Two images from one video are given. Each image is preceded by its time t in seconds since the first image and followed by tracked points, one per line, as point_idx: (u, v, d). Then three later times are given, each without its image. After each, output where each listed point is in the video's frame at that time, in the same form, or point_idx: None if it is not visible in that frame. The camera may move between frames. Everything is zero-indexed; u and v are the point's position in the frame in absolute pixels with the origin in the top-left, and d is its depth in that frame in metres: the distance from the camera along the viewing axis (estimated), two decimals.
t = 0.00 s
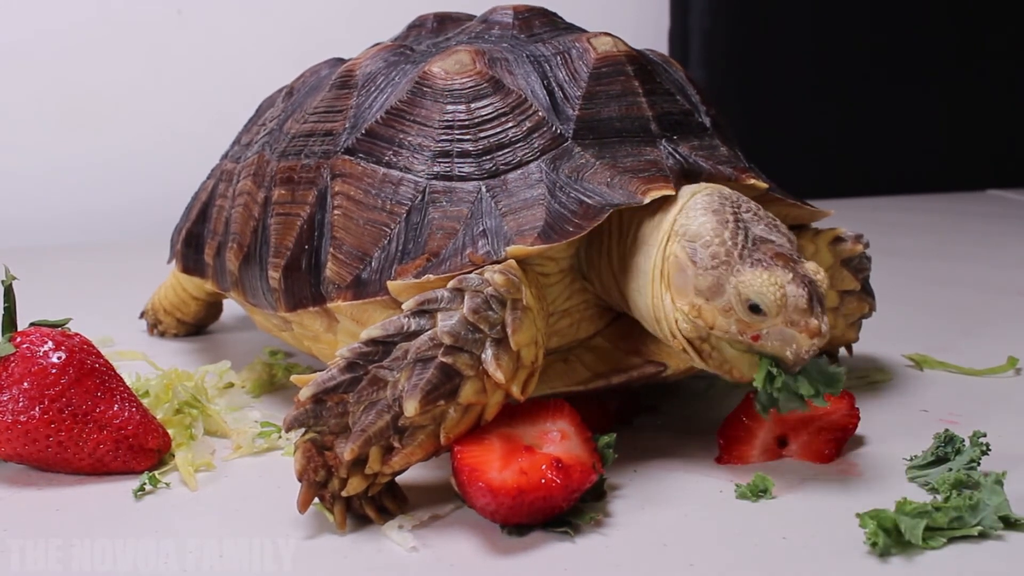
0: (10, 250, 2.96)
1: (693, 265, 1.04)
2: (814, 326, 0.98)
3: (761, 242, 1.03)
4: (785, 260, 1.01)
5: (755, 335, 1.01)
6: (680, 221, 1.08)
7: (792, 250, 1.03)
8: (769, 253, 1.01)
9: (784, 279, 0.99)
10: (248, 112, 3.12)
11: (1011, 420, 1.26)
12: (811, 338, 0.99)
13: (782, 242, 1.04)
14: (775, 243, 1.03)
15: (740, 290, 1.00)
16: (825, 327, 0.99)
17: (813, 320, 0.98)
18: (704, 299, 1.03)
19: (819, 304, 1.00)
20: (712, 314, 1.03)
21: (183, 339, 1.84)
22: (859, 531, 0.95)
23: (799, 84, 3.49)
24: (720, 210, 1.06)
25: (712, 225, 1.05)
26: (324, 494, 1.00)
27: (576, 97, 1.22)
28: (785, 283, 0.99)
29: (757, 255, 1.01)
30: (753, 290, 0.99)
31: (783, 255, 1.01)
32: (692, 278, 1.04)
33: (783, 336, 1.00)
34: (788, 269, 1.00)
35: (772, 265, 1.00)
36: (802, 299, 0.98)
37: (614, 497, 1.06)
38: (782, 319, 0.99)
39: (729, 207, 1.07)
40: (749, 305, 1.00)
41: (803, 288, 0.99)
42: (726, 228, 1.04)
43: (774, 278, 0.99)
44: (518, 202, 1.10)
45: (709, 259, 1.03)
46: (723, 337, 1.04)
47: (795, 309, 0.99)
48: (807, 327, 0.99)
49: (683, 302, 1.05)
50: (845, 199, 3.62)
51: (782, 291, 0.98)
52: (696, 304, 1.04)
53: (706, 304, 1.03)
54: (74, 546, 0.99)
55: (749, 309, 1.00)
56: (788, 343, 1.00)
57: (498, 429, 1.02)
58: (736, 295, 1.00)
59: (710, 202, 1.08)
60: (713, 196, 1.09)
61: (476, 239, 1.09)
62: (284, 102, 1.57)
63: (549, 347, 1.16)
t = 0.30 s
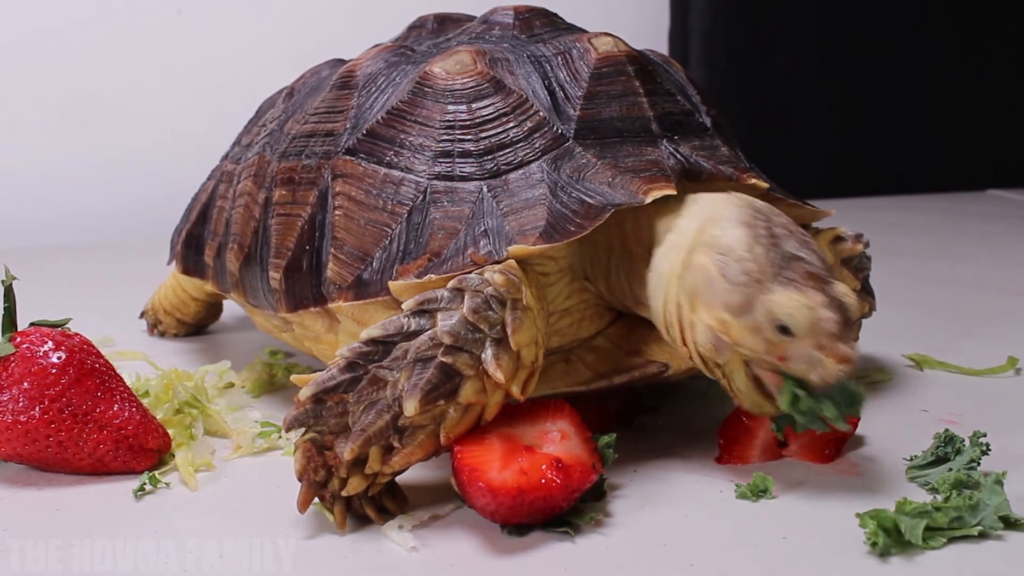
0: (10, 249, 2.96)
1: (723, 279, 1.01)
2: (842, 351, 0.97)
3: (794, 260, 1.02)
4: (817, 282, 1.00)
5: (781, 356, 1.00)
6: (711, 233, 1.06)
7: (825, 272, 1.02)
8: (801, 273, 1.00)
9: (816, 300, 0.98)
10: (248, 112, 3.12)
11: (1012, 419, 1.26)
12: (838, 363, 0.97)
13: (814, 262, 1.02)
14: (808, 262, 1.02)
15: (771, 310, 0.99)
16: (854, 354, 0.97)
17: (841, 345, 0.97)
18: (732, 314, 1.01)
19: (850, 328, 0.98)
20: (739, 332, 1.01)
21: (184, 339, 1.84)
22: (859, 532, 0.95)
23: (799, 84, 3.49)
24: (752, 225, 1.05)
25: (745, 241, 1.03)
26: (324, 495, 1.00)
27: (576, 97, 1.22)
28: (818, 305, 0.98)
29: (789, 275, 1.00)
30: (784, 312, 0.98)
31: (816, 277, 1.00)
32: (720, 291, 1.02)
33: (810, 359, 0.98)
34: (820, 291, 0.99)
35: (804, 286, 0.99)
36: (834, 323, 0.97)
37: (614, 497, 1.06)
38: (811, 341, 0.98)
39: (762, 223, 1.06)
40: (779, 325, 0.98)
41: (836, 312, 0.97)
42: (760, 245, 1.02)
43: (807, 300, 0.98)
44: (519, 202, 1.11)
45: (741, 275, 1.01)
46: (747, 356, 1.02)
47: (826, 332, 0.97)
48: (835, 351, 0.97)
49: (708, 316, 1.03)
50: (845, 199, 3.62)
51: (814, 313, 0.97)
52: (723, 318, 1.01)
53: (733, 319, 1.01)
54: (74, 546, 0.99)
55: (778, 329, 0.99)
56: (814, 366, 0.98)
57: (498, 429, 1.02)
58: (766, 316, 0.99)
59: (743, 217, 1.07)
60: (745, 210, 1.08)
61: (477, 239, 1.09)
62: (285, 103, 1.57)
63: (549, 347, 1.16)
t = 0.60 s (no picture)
0: (10, 249, 2.96)
1: (717, 295, 1.00)
2: (826, 380, 0.96)
3: (789, 280, 1.00)
4: (810, 307, 0.98)
5: (764, 375, 0.99)
6: (713, 243, 1.04)
7: (819, 295, 1.00)
8: (796, 296, 0.98)
9: (806, 327, 0.97)
10: (248, 112, 3.12)
11: (1011, 419, 1.26)
12: (820, 391, 0.97)
13: (809, 283, 1.00)
14: (805, 286, 1.00)
15: (760, 331, 0.97)
16: (837, 383, 0.96)
17: (825, 374, 0.96)
18: (721, 331, 1.00)
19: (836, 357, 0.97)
20: (727, 347, 1.00)
21: (184, 339, 1.84)
22: (859, 531, 0.95)
23: (799, 84, 3.49)
24: (755, 240, 1.02)
25: (744, 256, 1.00)
26: (324, 494, 1.00)
27: (576, 97, 1.22)
28: (806, 332, 0.96)
29: (782, 295, 0.98)
30: (772, 334, 0.97)
31: (809, 301, 0.98)
32: (713, 307, 1.01)
33: (792, 382, 0.98)
34: (812, 317, 0.98)
35: (796, 311, 0.98)
36: (820, 350, 0.96)
37: (614, 497, 1.06)
38: (795, 366, 0.97)
39: (765, 237, 1.03)
40: (765, 347, 0.98)
41: (823, 339, 0.96)
42: (758, 263, 1.00)
43: (796, 325, 0.96)
44: (519, 202, 1.11)
45: (735, 293, 0.99)
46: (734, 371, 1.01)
47: (811, 359, 0.96)
48: (817, 380, 0.96)
49: (698, 329, 1.02)
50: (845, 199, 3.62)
51: (801, 339, 0.96)
52: (711, 333, 1.01)
53: (722, 335, 1.00)
54: (74, 546, 0.99)
55: (764, 350, 0.98)
56: (795, 390, 0.98)
57: (498, 429, 1.02)
58: (754, 336, 0.98)
59: (748, 229, 1.03)
60: (751, 222, 1.05)
61: (477, 238, 1.09)
62: (284, 103, 1.57)
63: (549, 347, 1.16)
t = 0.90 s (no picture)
0: (10, 249, 2.96)
1: (717, 278, 1.00)
2: (821, 372, 0.96)
3: (792, 269, 0.99)
4: (811, 297, 0.97)
5: (760, 361, 1.00)
6: (717, 228, 1.04)
7: (822, 286, 0.99)
8: (797, 285, 0.98)
9: (805, 316, 0.96)
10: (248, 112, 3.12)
11: (1011, 419, 1.26)
12: (814, 381, 0.97)
13: (813, 273, 1.00)
14: (807, 276, 0.99)
15: (757, 317, 0.97)
16: (832, 375, 0.97)
17: (821, 365, 0.96)
18: (719, 314, 1.00)
19: (832, 348, 0.97)
20: (724, 331, 1.00)
21: (184, 339, 1.84)
22: (858, 532, 0.95)
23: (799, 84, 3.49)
24: (761, 227, 1.02)
25: (748, 242, 1.00)
26: (324, 495, 1.00)
27: (576, 97, 1.22)
28: (804, 322, 0.96)
29: (784, 283, 0.98)
30: (769, 321, 0.96)
31: (811, 291, 0.98)
32: (712, 289, 1.01)
33: (787, 371, 0.99)
34: (811, 306, 0.97)
35: (796, 299, 0.97)
36: (817, 340, 0.96)
37: (614, 497, 1.06)
38: (791, 354, 0.97)
39: (770, 225, 1.02)
40: (762, 332, 0.98)
41: (821, 330, 0.96)
42: (761, 249, 1.00)
43: (795, 313, 0.96)
44: (519, 202, 1.11)
45: (736, 277, 0.99)
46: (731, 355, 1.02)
47: (808, 349, 0.96)
48: (813, 370, 0.97)
49: (697, 312, 1.02)
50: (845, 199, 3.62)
51: (798, 329, 0.96)
52: (710, 315, 1.01)
53: (720, 318, 1.00)
54: (74, 546, 0.99)
55: (761, 336, 0.98)
56: (790, 379, 0.99)
57: (498, 429, 1.02)
58: (752, 321, 0.98)
59: (753, 216, 1.03)
60: (758, 210, 1.04)
61: (477, 239, 1.09)
62: (284, 103, 1.57)
63: (549, 347, 1.16)
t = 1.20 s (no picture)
0: (10, 249, 2.96)
1: (721, 289, 1.00)
2: (829, 378, 0.97)
3: (794, 276, 0.99)
4: (815, 303, 0.98)
5: (768, 370, 1.00)
6: (717, 237, 1.04)
7: (823, 290, 1.00)
8: (801, 292, 0.98)
9: (812, 324, 0.96)
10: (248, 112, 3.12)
11: (1012, 419, 1.26)
12: (823, 388, 0.97)
13: (813, 279, 1.00)
14: (809, 281, 0.99)
15: (765, 327, 0.97)
16: (840, 380, 0.97)
17: (829, 372, 0.97)
18: (725, 325, 0.99)
19: (838, 354, 0.97)
20: (730, 341, 1.00)
21: (184, 339, 1.84)
22: (859, 532, 0.95)
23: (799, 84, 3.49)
24: (761, 234, 1.01)
25: (750, 251, 1.00)
26: (324, 495, 1.00)
27: (577, 98, 1.22)
28: (811, 329, 0.96)
29: (788, 291, 0.98)
30: (777, 331, 0.96)
31: (814, 297, 0.98)
32: (718, 300, 1.00)
33: (795, 378, 0.98)
34: (816, 313, 0.97)
35: (801, 307, 0.97)
36: (824, 348, 0.96)
37: (614, 497, 1.06)
38: (799, 362, 0.97)
39: (770, 231, 1.02)
40: (770, 343, 0.97)
41: (828, 336, 0.96)
42: (764, 257, 0.99)
43: (802, 321, 0.96)
44: (519, 202, 1.11)
45: (741, 287, 0.98)
46: (738, 365, 1.01)
47: (816, 357, 0.96)
48: (821, 377, 0.97)
49: (702, 322, 1.02)
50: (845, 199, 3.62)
51: (807, 337, 0.96)
52: (716, 326, 1.00)
53: (726, 329, 1.00)
54: (74, 546, 0.99)
55: (769, 346, 0.97)
56: (798, 387, 0.99)
57: (498, 429, 1.02)
58: (760, 331, 0.97)
59: (752, 223, 1.03)
60: (755, 217, 1.04)
61: (478, 239, 1.09)
62: (285, 103, 1.57)
63: (550, 347, 1.16)
